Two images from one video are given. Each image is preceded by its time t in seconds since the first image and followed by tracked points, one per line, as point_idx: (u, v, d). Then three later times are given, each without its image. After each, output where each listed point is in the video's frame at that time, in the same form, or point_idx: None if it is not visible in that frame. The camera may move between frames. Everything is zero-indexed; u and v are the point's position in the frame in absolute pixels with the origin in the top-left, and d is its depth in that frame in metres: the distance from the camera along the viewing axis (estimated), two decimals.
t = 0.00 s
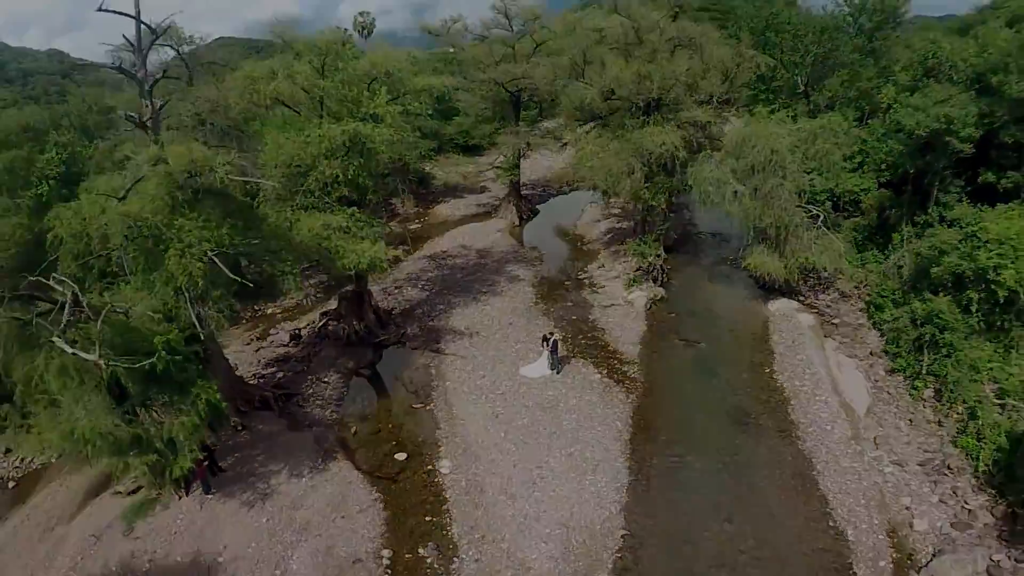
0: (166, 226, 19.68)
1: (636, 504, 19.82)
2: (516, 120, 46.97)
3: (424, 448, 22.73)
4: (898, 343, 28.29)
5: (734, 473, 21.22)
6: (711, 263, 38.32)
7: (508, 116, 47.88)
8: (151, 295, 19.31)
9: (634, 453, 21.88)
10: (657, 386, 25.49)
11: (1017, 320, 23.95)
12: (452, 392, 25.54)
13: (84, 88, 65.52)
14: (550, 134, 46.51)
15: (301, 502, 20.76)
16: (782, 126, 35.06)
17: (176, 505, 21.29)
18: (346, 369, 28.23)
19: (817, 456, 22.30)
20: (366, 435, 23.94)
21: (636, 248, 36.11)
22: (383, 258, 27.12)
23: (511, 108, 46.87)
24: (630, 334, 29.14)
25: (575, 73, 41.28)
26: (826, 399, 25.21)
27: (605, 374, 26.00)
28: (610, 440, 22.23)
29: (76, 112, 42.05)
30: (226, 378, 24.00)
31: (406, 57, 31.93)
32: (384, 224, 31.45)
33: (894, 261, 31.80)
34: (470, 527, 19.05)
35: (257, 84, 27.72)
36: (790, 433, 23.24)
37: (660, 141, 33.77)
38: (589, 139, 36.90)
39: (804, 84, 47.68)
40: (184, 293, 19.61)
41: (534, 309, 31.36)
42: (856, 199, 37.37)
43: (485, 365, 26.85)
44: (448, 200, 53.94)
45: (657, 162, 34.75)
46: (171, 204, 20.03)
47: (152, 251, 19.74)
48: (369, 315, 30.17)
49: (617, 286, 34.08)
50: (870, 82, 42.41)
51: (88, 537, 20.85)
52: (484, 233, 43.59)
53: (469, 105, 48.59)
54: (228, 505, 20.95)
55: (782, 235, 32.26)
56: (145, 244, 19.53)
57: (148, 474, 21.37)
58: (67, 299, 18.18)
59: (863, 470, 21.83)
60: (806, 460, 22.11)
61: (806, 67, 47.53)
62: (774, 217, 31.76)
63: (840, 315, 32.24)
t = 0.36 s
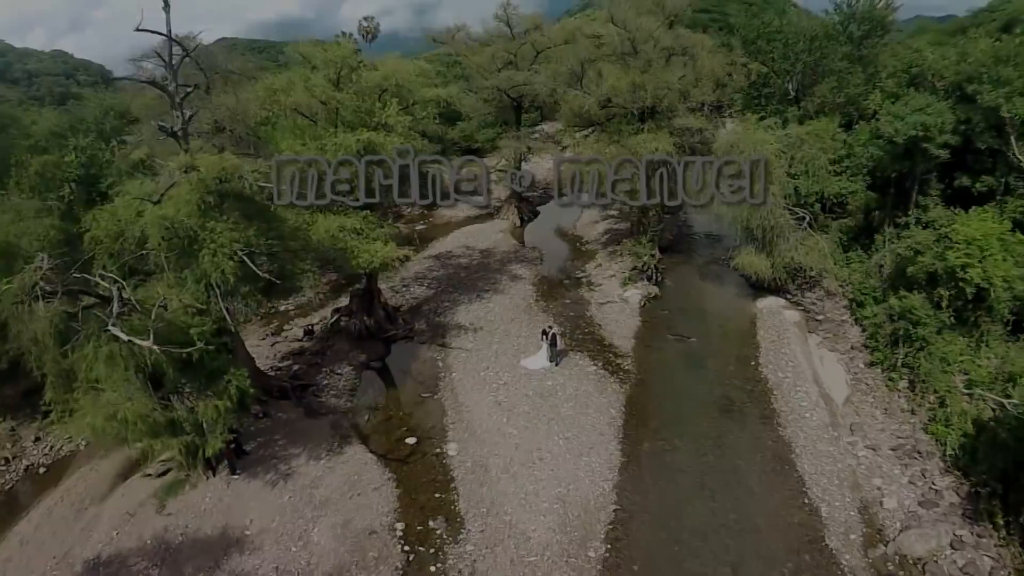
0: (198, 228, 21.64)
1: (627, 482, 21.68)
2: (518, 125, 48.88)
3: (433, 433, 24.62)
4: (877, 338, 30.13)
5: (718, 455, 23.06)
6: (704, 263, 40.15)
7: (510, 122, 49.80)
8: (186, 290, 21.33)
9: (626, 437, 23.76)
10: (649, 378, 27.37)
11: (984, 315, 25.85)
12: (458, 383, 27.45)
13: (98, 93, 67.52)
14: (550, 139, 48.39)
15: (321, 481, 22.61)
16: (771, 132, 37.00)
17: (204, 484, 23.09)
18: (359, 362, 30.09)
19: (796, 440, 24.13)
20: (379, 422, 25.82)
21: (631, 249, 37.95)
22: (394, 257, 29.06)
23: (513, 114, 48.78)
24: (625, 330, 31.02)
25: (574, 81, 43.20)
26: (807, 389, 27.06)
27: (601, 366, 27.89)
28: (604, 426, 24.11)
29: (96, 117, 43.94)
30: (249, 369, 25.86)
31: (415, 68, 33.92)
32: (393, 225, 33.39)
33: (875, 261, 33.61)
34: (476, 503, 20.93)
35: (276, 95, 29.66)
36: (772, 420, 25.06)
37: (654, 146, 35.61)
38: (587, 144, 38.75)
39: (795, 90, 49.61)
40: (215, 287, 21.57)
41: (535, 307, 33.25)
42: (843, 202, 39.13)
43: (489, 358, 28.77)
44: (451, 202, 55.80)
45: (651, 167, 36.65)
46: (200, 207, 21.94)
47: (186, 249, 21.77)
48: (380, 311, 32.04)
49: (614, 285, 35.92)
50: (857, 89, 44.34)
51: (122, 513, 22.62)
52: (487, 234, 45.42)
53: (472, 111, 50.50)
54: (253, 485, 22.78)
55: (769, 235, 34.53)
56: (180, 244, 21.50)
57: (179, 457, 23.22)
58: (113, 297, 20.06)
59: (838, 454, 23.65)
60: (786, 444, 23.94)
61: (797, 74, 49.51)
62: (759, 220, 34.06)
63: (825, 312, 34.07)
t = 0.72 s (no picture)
0: (227, 228, 23.66)
1: (618, 462, 23.67)
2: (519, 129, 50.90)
3: (442, 419, 26.65)
4: (857, 332, 32.11)
5: (704, 438, 25.04)
6: (697, 262, 42.12)
7: (511, 126, 51.83)
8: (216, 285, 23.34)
9: (619, 422, 25.77)
10: (641, 369, 29.38)
11: (956, 310, 27.46)
12: (463, 373, 29.49)
13: (110, 99, 69.54)
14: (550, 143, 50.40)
15: (339, 462, 24.61)
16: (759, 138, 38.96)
17: (231, 465, 25.08)
18: (370, 354, 32.13)
19: (776, 425, 26.12)
20: (391, 408, 27.87)
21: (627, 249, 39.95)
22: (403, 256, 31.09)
23: (514, 119, 50.83)
24: (620, 325, 33.03)
25: (573, 88, 45.24)
26: (789, 380, 29.06)
27: (596, 358, 29.92)
28: (599, 412, 26.13)
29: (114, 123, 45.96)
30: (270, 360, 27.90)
31: (422, 78, 35.93)
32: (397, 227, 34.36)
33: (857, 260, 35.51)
34: (480, 480, 22.95)
35: (294, 105, 31.83)
36: (754, 407, 27.05)
37: (647, 151, 37.59)
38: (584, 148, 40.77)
39: (785, 97, 51.74)
40: (242, 283, 23.68)
41: (535, 303, 35.29)
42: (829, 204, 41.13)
43: (492, 351, 30.82)
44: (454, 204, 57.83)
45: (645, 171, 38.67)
46: (228, 209, 24.07)
47: (215, 249, 23.79)
48: (389, 307, 34.06)
49: (610, 283, 37.91)
50: (844, 96, 46.37)
51: (155, 491, 24.61)
52: (489, 235, 47.40)
53: (475, 115, 52.56)
54: (276, 465, 24.78)
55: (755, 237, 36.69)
56: (210, 244, 23.53)
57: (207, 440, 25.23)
58: (153, 293, 21.94)
59: (815, 438, 25.61)
60: (767, 428, 25.91)
61: (787, 82, 51.59)
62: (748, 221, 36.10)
63: (810, 309, 36.05)
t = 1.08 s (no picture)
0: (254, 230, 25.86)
1: (611, 445, 25.84)
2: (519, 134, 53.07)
3: (449, 407, 28.79)
4: (837, 328, 34.24)
5: (690, 424, 27.20)
6: (690, 262, 44.24)
7: (512, 132, 54.00)
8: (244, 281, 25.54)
9: (612, 410, 27.94)
10: (634, 361, 31.55)
11: (929, 306, 29.31)
12: (468, 365, 31.67)
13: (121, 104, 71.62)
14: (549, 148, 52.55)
15: (354, 445, 26.76)
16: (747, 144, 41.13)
17: (254, 449, 27.20)
18: (380, 348, 34.28)
19: (758, 413, 28.25)
20: (401, 398, 30.02)
21: (623, 250, 42.07)
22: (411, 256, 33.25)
23: (515, 124, 53.00)
24: (615, 321, 35.20)
25: (571, 95, 47.41)
26: (771, 372, 31.21)
27: (592, 352, 32.08)
28: (594, 401, 28.30)
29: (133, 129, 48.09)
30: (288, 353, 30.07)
31: (429, 89, 38.18)
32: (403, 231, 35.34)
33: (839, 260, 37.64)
34: (485, 461, 25.14)
35: (310, 115, 34.06)
36: (738, 397, 29.20)
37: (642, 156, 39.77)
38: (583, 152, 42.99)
39: (775, 104, 54.00)
40: (266, 279, 25.88)
41: (535, 301, 37.44)
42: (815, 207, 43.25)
43: (495, 345, 32.99)
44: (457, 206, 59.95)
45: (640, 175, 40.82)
46: (251, 213, 26.58)
47: (242, 249, 25.98)
48: (397, 304, 36.22)
49: (606, 282, 40.02)
50: (832, 104, 48.55)
51: (185, 473, 26.64)
52: (491, 236, 49.51)
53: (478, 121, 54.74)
54: (296, 449, 26.92)
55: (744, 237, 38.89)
56: (237, 244, 25.75)
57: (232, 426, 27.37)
58: (189, 289, 23.98)
59: (793, 424, 27.73)
60: (749, 416, 28.04)
61: (778, 89, 53.82)
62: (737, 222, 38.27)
63: (795, 307, 38.16)
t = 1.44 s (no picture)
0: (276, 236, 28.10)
1: (605, 434, 28.10)
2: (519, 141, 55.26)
3: (454, 400, 31.03)
4: (818, 326, 36.45)
5: (678, 415, 29.42)
6: (682, 264, 46.45)
7: (512, 138, 56.17)
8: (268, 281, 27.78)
9: (606, 402, 30.17)
10: (627, 357, 33.79)
11: (904, 306, 31.35)
12: (473, 360, 33.93)
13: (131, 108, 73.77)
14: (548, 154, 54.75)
15: (368, 435, 28.97)
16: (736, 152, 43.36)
17: (274, 438, 29.39)
18: (389, 346, 36.48)
19: (741, 405, 30.47)
20: (410, 391, 32.25)
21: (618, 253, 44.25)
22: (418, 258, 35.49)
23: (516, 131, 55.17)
24: (610, 320, 37.44)
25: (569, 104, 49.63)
26: (755, 368, 33.42)
27: (588, 349, 34.33)
28: (589, 394, 30.56)
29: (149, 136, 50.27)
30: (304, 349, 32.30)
31: (434, 100, 40.42)
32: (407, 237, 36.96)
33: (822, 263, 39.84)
34: (488, 448, 27.40)
35: (323, 127, 36.29)
36: (723, 390, 31.43)
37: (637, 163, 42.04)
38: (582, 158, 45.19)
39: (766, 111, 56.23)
40: (286, 280, 28.09)
41: (535, 301, 39.65)
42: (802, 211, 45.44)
43: (498, 342, 35.22)
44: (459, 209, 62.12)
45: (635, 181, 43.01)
46: (273, 220, 28.82)
47: (265, 253, 28.22)
48: (405, 304, 38.44)
49: (602, 283, 42.20)
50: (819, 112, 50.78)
51: (210, 460, 28.73)
52: (493, 239, 51.66)
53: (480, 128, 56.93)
54: (314, 438, 29.11)
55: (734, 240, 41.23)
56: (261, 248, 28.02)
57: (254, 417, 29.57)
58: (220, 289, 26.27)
59: (774, 415, 29.92)
60: (732, 408, 30.25)
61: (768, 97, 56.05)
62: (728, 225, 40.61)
63: (780, 306, 40.37)
